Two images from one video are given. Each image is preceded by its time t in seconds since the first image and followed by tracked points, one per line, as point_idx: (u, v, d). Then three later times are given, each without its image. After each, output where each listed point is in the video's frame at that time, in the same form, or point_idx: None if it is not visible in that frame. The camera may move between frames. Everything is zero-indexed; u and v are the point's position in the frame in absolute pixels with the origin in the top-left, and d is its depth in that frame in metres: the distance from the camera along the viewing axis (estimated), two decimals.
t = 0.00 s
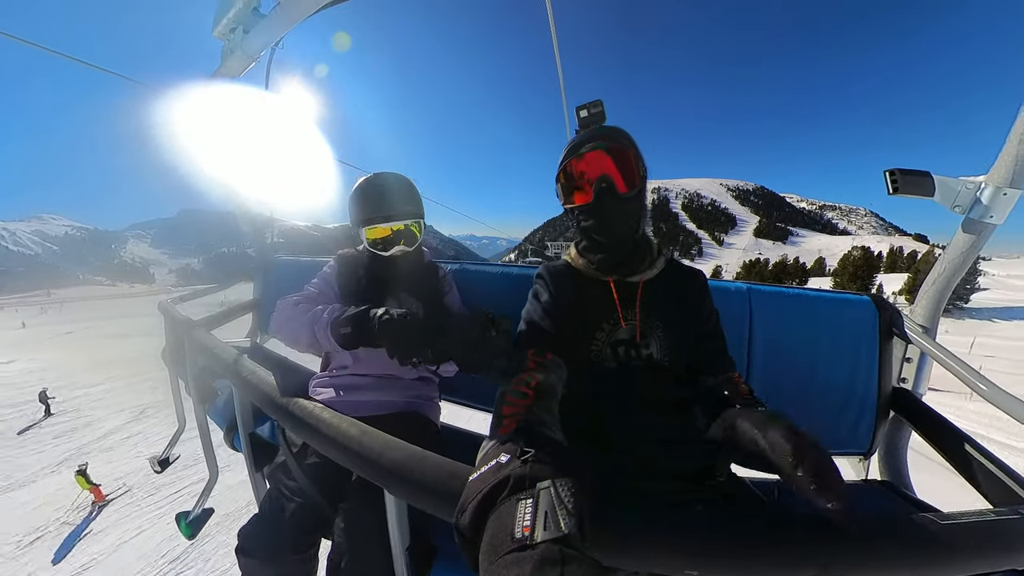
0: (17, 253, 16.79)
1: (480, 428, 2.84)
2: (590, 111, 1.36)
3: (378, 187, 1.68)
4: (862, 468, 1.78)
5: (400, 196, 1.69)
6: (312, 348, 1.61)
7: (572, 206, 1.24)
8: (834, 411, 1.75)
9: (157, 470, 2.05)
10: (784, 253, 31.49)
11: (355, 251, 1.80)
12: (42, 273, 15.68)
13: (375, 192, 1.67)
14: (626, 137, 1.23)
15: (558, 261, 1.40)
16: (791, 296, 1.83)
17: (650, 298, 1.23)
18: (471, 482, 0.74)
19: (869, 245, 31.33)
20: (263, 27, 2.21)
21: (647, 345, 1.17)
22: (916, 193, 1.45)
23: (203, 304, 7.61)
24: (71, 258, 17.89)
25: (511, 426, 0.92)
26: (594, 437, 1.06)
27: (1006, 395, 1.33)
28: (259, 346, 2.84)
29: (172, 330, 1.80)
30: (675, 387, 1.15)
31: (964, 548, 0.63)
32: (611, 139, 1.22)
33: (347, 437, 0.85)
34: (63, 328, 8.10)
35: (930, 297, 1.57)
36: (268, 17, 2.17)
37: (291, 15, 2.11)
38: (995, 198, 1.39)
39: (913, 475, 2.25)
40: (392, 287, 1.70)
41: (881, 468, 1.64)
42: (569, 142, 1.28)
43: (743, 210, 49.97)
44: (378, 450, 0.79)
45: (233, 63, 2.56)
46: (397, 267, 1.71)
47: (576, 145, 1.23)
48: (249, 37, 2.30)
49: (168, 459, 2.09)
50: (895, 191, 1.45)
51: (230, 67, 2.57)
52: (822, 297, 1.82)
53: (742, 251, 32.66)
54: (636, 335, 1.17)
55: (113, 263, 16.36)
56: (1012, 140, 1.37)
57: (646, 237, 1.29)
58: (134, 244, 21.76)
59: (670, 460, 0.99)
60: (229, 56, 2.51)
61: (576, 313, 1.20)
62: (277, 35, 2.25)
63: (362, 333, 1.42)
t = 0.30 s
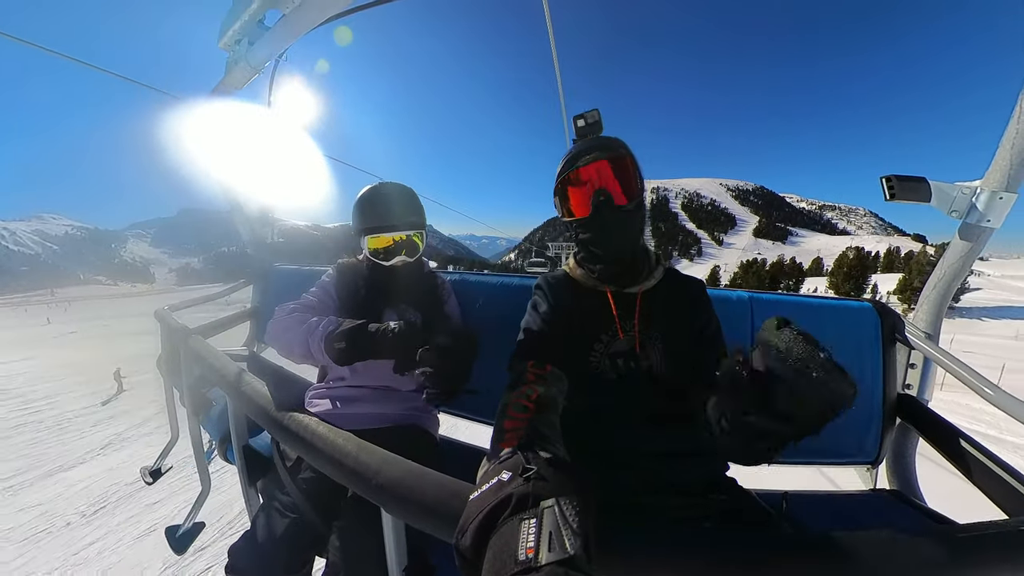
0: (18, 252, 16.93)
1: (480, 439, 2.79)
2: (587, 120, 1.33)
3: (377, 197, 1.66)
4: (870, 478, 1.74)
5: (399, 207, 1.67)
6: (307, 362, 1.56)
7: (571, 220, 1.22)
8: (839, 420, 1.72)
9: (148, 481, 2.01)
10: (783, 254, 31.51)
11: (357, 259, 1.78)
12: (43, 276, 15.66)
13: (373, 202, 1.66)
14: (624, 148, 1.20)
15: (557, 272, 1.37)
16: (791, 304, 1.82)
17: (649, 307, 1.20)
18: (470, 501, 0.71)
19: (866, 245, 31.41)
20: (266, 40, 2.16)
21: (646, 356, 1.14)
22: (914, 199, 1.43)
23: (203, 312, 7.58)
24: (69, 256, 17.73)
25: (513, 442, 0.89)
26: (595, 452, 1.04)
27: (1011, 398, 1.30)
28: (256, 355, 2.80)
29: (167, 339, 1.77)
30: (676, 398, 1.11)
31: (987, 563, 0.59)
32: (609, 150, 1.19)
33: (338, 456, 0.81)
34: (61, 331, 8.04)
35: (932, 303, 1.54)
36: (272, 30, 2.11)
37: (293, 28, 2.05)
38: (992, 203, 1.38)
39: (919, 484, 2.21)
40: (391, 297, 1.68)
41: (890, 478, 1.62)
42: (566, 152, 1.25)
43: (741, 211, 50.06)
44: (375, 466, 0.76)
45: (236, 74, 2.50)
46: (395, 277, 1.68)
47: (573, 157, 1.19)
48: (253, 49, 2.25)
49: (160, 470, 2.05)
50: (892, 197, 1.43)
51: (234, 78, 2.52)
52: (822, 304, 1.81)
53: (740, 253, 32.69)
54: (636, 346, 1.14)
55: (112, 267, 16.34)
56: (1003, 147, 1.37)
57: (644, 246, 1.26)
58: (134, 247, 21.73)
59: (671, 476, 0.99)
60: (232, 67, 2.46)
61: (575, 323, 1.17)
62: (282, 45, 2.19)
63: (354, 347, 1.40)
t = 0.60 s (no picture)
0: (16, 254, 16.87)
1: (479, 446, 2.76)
2: (568, 134, 1.36)
3: (377, 210, 1.62)
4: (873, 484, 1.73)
5: (401, 219, 1.64)
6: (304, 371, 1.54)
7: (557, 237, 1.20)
8: (839, 428, 1.71)
9: (140, 489, 1.97)
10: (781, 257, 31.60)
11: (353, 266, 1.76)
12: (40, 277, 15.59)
13: (373, 216, 1.62)
14: (607, 161, 1.18)
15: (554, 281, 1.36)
16: (789, 311, 1.82)
17: (648, 314, 1.19)
18: (468, 513, 0.69)
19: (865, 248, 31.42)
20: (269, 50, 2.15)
21: (646, 365, 1.13)
22: (908, 204, 1.43)
23: (200, 316, 7.54)
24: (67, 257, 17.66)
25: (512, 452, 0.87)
26: (594, 463, 1.03)
27: (1013, 401, 1.28)
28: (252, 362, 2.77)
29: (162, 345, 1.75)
30: (675, 407, 1.11)
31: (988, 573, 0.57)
32: (592, 164, 1.17)
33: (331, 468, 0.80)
34: (59, 334, 7.99)
35: (929, 308, 1.53)
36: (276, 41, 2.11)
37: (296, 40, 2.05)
38: (985, 208, 1.36)
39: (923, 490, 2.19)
40: (389, 304, 1.67)
41: (893, 485, 1.59)
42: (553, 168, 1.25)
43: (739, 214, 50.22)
44: (371, 478, 0.74)
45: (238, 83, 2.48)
46: (393, 285, 1.67)
47: (556, 175, 1.19)
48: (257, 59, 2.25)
49: (152, 478, 2.02)
50: (887, 203, 1.43)
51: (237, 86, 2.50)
52: (820, 310, 1.81)
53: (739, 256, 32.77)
54: (636, 354, 1.14)
55: (110, 269, 16.29)
56: (994, 152, 1.37)
57: (641, 253, 1.25)
58: (133, 248, 21.69)
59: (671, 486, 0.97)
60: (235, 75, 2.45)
61: (575, 332, 1.16)
62: (284, 55, 2.18)
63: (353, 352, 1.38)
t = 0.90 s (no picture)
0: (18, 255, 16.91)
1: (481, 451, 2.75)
2: (568, 140, 1.35)
3: (377, 213, 1.62)
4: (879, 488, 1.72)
5: (401, 221, 1.63)
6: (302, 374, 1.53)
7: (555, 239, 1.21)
8: (843, 432, 1.70)
9: (139, 495, 1.96)
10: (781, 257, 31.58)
11: (353, 269, 1.76)
12: (42, 277, 15.59)
13: (372, 218, 1.61)
14: (607, 162, 1.17)
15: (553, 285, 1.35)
16: (791, 313, 1.81)
17: (648, 318, 1.17)
18: (469, 521, 0.66)
19: (866, 248, 31.37)
20: (268, 53, 2.14)
21: (647, 370, 1.11)
22: (909, 206, 1.41)
23: (201, 319, 7.54)
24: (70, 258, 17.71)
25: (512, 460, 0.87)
26: (596, 468, 1.02)
27: (1018, 404, 1.26)
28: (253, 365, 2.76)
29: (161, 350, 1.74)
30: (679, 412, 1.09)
31: None
32: (590, 166, 1.16)
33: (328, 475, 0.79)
34: (61, 335, 7.99)
35: (933, 309, 1.51)
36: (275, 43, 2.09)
37: (297, 42, 2.03)
38: (987, 208, 1.35)
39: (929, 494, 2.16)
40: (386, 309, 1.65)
41: (898, 487, 1.58)
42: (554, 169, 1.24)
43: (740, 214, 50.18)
44: (368, 486, 0.73)
45: (238, 87, 2.47)
46: (392, 289, 1.66)
47: (554, 177, 1.19)
48: (256, 61, 2.23)
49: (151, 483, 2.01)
50: (889, 204, 1.41)
51: (236, 90, 2.49)
52: (823, 312, 1.79)
53: (739, 256, 32.74)
54: (636, 359, 1.11)
55: (112, 270, 16.35)
56: (997, 153, 1.36)
57: (640, 255, 1.24)
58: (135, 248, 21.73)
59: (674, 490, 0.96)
60: (234, 79, 2.44)
61: (575, 337, 1.15)
62: (284, 59, 2.16)
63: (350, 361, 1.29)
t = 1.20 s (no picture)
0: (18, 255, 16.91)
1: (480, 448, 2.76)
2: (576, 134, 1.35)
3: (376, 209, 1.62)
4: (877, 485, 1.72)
5: (400, 217, 1.64)
6: (296, 372, 1.51)
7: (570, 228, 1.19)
8: (842, 428, 1.70)
9: (141, 493, 1.97)
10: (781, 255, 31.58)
11: (353, 268, 1.77)
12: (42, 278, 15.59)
13: (371, 213, 1.62)
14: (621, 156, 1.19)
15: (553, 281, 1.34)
16: (790, 310, 1.81)
17: (648, 314, 1.18)
18: (471, 517, 0.68)
19: (866, 246, 31.37)
20: (266, 51, 2.14)
21: (647, 365, 1.11)
22: (910, 203, 1.41)
23: (201, 318, 7.56)
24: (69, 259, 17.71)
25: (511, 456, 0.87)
26: (596, 463, 1.03)
27: (1018, 401, 1.25)
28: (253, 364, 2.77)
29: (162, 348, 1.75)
30: (680, 408, 1.09)
31: None
32: (608, 157, 1.17)
33: (330, 472, 0.79)
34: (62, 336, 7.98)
35: (933, 307, 1.51)
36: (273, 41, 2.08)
37: (295, 40, 2.03)
38: (988, 205, 1.35)
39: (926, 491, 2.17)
40: (384, 306, 1.66)
41: (896, 483, 1.58)
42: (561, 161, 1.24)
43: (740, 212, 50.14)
44: (369, 482, 0.73)
45: (236, 85, 2.47)
46: (391, 287, 1.67)
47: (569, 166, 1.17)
48: (254, 59, 2.23)
49: (153, 482, 2.02)
50: (889, 201, 1.41)
51: (234, 88, 2.49)
52: (822, 309, 1.80)
53: (739, 254, 32.73)
54: (636, 355, 1.11)
55: (111, 270, 16.36)
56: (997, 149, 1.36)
57: (642, 251, 1.25)
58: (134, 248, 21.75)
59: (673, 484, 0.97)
60: (232, 77, 2.44)
61: (575, 333, 1.15)
62: (282, 57, 2.16)
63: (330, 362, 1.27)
